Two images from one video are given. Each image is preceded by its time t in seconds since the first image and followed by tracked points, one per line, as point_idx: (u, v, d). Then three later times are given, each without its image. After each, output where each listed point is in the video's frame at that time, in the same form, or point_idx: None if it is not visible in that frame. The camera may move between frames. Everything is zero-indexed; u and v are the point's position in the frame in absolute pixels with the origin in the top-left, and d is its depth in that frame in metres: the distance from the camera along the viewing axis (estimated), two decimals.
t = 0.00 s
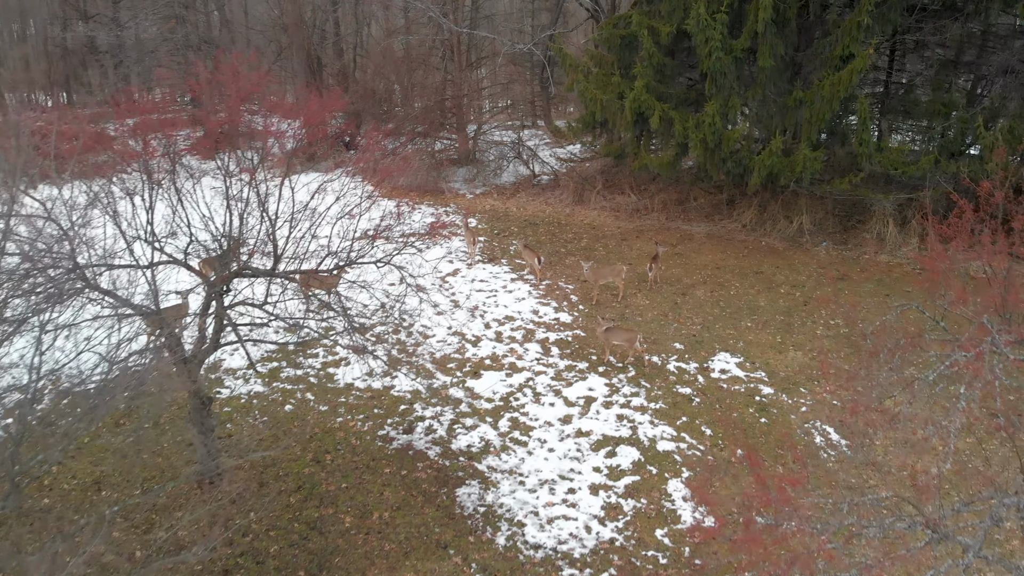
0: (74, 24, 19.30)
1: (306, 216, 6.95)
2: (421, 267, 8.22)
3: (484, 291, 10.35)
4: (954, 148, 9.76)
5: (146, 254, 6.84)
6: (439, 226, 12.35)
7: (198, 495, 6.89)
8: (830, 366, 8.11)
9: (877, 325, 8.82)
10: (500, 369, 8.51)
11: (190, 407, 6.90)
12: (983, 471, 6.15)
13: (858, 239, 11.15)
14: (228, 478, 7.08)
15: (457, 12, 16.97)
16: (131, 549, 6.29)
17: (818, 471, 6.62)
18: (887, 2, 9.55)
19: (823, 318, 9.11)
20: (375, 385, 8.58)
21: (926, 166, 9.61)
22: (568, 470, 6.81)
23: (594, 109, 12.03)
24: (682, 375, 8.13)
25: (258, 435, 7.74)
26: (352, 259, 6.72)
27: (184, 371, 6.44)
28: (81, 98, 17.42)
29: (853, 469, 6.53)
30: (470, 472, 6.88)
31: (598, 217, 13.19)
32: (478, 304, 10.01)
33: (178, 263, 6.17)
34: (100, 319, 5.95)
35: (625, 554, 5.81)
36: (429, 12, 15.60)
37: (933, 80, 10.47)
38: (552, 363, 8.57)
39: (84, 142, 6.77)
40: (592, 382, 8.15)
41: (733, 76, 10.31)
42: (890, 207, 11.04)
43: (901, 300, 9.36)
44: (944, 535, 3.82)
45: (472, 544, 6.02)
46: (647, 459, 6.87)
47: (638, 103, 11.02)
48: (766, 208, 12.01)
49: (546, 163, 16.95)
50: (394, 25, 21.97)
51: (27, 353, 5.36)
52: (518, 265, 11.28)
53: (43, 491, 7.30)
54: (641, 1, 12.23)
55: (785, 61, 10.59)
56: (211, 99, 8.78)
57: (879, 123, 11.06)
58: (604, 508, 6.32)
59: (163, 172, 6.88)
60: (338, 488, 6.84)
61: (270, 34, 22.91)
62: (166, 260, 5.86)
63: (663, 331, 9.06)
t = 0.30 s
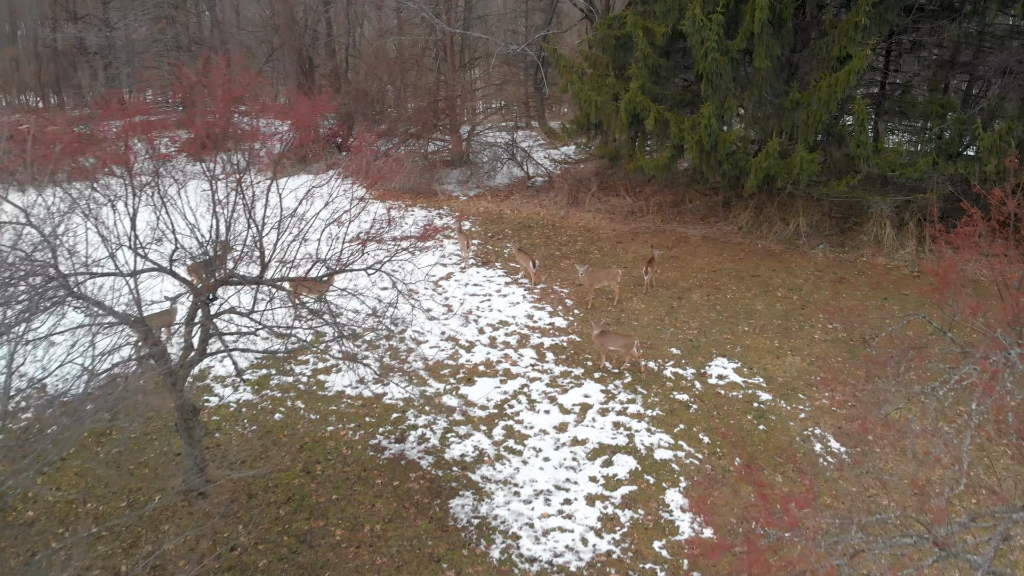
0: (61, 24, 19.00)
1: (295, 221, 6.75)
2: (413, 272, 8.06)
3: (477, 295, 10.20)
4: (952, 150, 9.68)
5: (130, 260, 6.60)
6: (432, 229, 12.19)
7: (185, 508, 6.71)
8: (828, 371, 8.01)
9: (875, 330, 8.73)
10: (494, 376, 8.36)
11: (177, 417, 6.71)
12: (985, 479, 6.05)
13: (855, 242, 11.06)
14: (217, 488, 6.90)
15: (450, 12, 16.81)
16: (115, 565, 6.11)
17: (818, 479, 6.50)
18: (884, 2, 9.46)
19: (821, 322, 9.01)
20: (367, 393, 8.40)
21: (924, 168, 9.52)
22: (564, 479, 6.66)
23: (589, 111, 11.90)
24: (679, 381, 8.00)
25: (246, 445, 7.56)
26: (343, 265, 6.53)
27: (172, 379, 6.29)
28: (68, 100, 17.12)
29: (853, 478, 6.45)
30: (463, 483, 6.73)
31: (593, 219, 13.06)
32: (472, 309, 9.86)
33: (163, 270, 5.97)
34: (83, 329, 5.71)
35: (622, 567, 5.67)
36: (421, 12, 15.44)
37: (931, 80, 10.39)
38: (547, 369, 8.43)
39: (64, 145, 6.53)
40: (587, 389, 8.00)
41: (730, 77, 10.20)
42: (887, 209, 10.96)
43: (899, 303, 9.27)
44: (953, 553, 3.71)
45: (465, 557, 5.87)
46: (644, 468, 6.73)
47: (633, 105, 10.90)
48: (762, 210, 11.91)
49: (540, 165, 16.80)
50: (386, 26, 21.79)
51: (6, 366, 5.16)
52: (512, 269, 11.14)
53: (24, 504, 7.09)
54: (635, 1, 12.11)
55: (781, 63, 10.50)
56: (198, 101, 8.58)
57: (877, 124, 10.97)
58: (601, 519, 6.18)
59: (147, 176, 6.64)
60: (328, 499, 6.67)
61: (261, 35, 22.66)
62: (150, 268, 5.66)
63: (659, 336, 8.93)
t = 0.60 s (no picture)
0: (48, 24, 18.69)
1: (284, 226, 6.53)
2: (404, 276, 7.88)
3: (471, 300, 10.05)
4: (950, 151, 9.63)
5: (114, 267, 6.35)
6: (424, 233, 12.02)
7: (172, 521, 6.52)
8: (827, 377, 7.91)
9: (874, 333, 8.64)
10: (488, 382, 8.21)
11: (163, 427, 6.49)
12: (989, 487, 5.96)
13: (852, 244, 10.97)
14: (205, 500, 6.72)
15: (443, 13, 16.66)
16: None
17: (818, 488, 6.40)
18: (881, 3, 9.38)
19: (819, 326, 8.91)
20: (358, 401, 8.22)
21: (922, 169, 9.44)
22: (560, 490, 6.52)
23: (583, 113, 11.77)
24: (676, 387, 7.88)
25: (235, 455, 7.39)
26: (333, 272, 6.34)
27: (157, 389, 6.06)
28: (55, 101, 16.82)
29: (853, 486, 6.36)
30: (457, 494, 6.58)
31: (588, 222, 12.92)
32: (465, 313, 9.70)
33: (146, 279, 5.74)
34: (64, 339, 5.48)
35: None
36: (414, 12, 15.27)
37: (928, 81, 10.33)
38: (542, 375, 8.29)
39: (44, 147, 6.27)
40: (583, 396, 7.85)
41: (726, 78, 10.08)
42: (884, 212, 10.87)
43: (897, 307, 9.18)
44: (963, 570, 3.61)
45: (459, 571, 5.72)
46: (642, 477, 6.60)
47: (629, 106, 10.77)
48: (758, 212, 11.81)
49: (534, 166, 16.66)
50: (378, 26, 21.61)
51: None
52: (507, 273, 11.00)
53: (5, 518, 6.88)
54: (630, 1, 11.98)
55: (777, 64, 10.40)
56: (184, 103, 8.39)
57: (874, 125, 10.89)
58: (598, 531, 6.04)
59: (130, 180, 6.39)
60: (319, 511, 6.50)
61: (252, 35, 22.41)
62: (133, 276, 5.42)
63: (656, 341, 8.81)
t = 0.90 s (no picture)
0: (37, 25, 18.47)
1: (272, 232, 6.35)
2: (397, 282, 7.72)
3: (465, 304, 9.89)
4: (949, 152, 9.59)
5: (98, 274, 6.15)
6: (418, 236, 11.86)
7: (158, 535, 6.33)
8: (826, 383, 7.81)
9: (873, 338, 8.54)
10: (483, 390, 8.05)
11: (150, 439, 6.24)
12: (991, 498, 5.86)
13: (850, 247, 10.87)
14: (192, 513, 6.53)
15: (436, 13, 16.50)
16: None
17: (820, 498, 6.28)
18: (879, 3, 9.29)
19: (818, 331, 8.81)
20: (350, 409, 8.04)
21: (921, 171, 9.35)
22: (556, 501, 6.37)
23: (579, 114, 11.63)
24: (674, 394, 7.74)
25: (224, 466, 7.22)
26: (322, 279, 6.17)
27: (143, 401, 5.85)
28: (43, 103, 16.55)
29: (855, 496, 6.25)
30: (450, 506, 6.42)
31: (584, 224, 12.79)
32: (459, 318, 9.54)
33: (130, 287, 5.55)
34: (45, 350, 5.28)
35: None
36: (407, 13, 15.10)
37: (927, 82, 10.25)
38: (537, 382, 8.15)
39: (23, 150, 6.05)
40: (580, 403, 7.71)
41: (722, 79, 9.96)
42: (882, 214, 10.79)
43: (896, 311, 9.08)
44: None
45: None
46: (639, 487, 6.46)
47: (624, 108, 10.64)
48: (755, 214, 11.71)
49: (529, 168, 16.51)
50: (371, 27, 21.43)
51: None
52: (501, 277, 10.85)
53: None
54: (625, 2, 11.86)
55: (774, 64, 10.30)
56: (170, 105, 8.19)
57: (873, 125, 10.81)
58: (595, 544, 5.89)
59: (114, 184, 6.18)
60: (309, 524, 6.33)
61: (244, 36, 22.20)
62: (116, 285, 5.23)
63: (653, 346, 8.68)
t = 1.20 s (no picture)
0: (25, 25, 18.21)
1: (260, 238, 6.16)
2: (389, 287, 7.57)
3: (459, 309, 9.74)
4: (947, 154, 9.59)
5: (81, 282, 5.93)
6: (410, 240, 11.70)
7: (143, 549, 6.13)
8: (825, 389, 7.71)
9: (872, 343, 8.45)
10: (477, 397, 7.89)
11: (134, 451, 6.01)
12: (994, 506, 5.77)
13: (848, 249, 10.78)
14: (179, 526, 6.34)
15: (429, 13, 16.33)
16: None
17: (821, 508, 6.16)
18: (877, 3, 9.20)
19: (816, 335, 8.71)
20: (341, 418, 7.87)
21: (919, 173, 9.28)
22: (552, 513, 6.21)
23: (573, 116, 11.50)
24: (671, 401, 7.62)
25: (212, 477, 7.04)
26: (311, 287, 6.00)
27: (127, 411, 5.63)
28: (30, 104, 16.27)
29: (856, 506, 6.14)
30: (444, 518, 6.25)
31: (578, 227, 12.66)
32: (453, 323, 9.39)
33: (113, 296, 5.35)
34: (26, 362, 5.08)
35: None
36: (399, 13, 14.93)
37: (924, 83, 10.18)
38: (532, 389, 7.99)
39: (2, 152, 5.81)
40: (576, 410, 7.56)
41: (719, 80, 9.84)
42: (880, 216, 10.71)
43: (895, 315, 9.01)
44: None
45: None
46: (637, 498, 6.32)
47: (619, 109, 10.51)
48: (751, 216, 11.61)
49: (523, 169, 16.37)
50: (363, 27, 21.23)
51: None
52: (496, 280, 10.70)
53: None
54: (620, 2, 11.72)
55: (771, 65, 10.19)
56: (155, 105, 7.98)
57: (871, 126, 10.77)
58: (592, 557, 5.73)
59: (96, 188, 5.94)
60: (299, 538, 6.16)
61: (235, 36, 21.97)
62: (98, 295, 5.03)
63: (649, 351, 8.55)
